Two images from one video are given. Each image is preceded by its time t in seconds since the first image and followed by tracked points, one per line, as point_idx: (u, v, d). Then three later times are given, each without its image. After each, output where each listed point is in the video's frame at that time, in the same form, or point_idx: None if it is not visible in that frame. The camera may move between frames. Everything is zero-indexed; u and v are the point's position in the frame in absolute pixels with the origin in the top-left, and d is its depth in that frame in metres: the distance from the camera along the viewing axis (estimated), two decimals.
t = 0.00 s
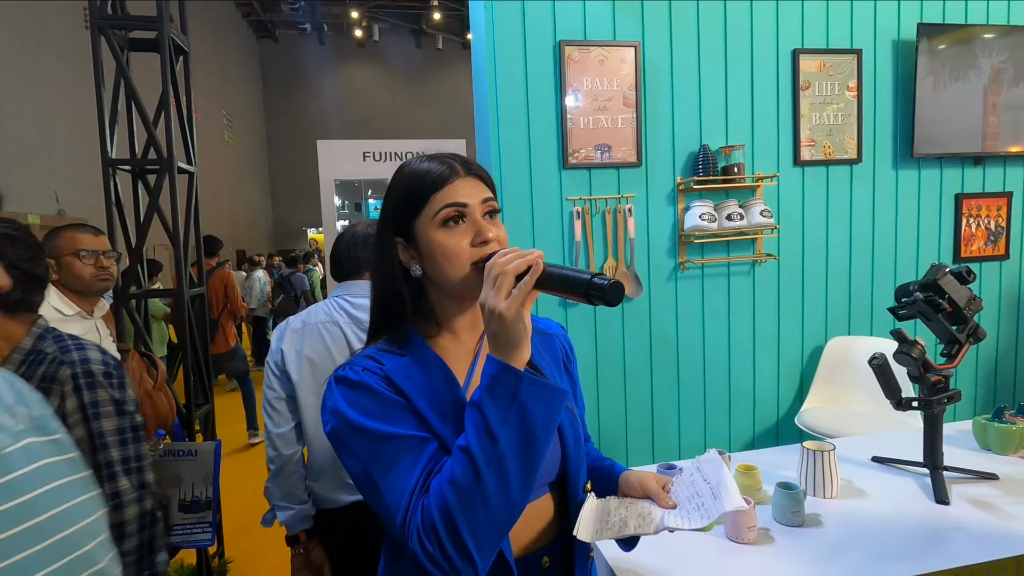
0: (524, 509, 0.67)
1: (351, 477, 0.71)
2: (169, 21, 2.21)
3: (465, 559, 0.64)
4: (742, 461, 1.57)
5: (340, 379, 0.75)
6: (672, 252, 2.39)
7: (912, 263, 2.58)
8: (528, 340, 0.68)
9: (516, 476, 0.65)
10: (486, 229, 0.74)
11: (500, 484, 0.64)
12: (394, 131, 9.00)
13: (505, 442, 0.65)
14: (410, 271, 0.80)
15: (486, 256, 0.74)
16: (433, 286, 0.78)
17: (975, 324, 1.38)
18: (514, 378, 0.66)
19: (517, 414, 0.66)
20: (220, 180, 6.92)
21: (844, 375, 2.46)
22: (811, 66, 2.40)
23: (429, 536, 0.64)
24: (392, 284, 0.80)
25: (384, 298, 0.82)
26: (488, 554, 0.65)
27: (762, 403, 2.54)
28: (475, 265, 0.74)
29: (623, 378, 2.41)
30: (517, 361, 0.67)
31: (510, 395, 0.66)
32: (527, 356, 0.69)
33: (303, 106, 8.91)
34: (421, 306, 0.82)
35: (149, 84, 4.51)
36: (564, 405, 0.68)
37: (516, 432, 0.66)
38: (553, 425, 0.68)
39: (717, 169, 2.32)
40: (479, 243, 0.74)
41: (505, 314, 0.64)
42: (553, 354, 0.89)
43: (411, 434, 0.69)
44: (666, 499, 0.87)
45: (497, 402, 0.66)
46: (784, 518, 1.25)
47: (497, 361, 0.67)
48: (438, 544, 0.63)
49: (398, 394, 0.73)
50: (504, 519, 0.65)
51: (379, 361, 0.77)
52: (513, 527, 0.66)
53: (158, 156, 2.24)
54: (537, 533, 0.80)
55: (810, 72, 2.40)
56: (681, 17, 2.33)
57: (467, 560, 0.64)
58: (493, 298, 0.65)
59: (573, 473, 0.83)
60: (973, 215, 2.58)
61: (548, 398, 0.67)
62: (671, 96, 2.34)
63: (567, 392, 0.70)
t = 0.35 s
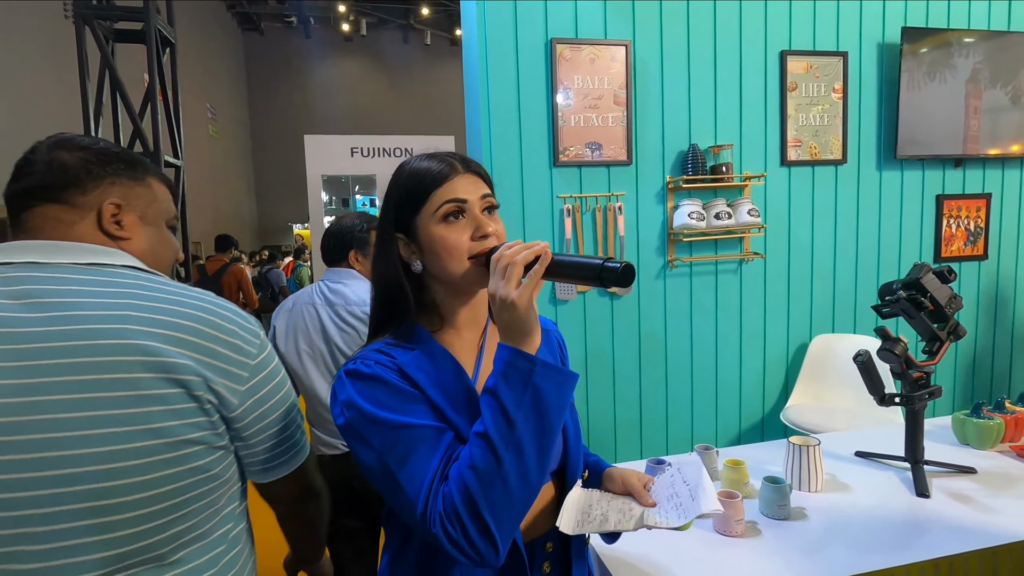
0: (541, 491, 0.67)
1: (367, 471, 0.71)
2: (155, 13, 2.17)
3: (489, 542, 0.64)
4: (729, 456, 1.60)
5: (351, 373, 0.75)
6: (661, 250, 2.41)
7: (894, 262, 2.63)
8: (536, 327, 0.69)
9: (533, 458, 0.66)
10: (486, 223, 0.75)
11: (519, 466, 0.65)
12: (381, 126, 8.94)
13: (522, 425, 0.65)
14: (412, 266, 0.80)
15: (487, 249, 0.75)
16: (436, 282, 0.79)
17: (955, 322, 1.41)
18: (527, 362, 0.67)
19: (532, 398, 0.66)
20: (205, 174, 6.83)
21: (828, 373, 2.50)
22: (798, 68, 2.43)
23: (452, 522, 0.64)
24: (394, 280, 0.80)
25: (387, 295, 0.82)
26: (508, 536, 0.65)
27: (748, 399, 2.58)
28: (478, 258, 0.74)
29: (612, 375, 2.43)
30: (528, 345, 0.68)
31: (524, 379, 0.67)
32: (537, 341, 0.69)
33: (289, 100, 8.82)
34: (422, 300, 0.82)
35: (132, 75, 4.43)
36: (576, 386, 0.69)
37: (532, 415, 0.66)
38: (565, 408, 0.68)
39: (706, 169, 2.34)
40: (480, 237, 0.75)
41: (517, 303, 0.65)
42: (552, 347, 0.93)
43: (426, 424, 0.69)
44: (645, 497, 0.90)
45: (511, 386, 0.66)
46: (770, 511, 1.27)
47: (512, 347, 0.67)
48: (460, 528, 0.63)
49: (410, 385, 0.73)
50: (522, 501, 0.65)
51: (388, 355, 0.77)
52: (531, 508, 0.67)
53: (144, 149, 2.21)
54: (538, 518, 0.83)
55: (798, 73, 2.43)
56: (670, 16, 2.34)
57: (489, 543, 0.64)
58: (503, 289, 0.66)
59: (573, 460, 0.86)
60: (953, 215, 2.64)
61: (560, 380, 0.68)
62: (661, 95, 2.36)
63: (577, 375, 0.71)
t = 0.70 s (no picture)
0: (548, 454, 0.68)
1: (381, 448, 0.71)
2: (138, 10, 2.15)
3: (499, 505, 0.64)
4: (714, 450, 1.63)
5: (363, 355, 0.76)
6: (647, 249, 2.44)
7: (872, 261, 2.70)
8: (530, 289, 0.70)
9: (537, 418, 0.66)
10: (481, 200, 0.76)
11: (524, 427, 0.65)
12: (365, 126, 8.90)
13: (525, 385, 0.66)
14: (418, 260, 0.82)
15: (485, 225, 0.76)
16: (441, 271, 0.80)
17: (930, 318, 1.45)
18: (526, 321, 0.68)
19: (532, 358, 0.68)
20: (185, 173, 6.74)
21: (808, 370, 2.55)
22: (779, 70, 2.48)
23: (463, 486, 0.64)
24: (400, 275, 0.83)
25: (395, 292, 0.85)
26: (519, 500, 0.66)
27: (732, 396, 2.62)
28: (476, 233, 0.75)
29: (598, 373, 2.45)
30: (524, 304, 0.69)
31: (523, 339, 0.68)
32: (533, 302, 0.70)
33: (271, 98, 8.73)
34: (428, 293, 0.84)
35: (111, 72, 4.36)
36: (576, 347, 0.70)
37: (534, 375, 0.67)
38: (566, 368, 0.69)
39: (690, 169, 2.38)
40: (475, 214, 0.76)
41: (509, 262, 0.67)
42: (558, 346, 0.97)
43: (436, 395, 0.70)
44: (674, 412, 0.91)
45: (510, 347, 0.67)
46: (753, 504, 1.30)
47: (507, 310, 0.68)
48: (471, 491, 0.64)
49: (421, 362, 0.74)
50: (531, 462, 0.66)
51: (400, 338, 0.78)
52: (540, 470, 0.67)
53: (126, 148, 2.18)
54: (545, 515, 0.83)
55: (779, 76, 2.48)
56: (655, 19, 2.37)
57: (501, 506, 0.65)
58: (494, 251, 0.68)
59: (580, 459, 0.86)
60: (929, 215, 2.71)
61: (559, 339, 0.69)
62: (645, 97, 2.39)
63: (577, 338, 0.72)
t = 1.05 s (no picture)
0: (470, 466, 0.67)
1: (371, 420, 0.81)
2: (141, 7, 2.15)
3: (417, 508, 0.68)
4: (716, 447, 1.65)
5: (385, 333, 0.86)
6: (647, 247, 2.46)
7: (871, 260, 2.72)
8: (472, 293, 0.69)
9: (453, 429, 0.67)
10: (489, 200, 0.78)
11: (441, 436, 0.66)
12: (362, 123, 8.91)
13: (446, 394, 0.67)
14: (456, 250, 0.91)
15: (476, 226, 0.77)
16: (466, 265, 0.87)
17: (928, 317, 1.47)
18: (450, 327, 0.68)
19: (455, 365, 0.67)
20: (182, 171, 6.72)
21: (807, 368, 2.58)
22: (779, 71, 2.50)
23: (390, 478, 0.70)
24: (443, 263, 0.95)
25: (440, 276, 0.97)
26: (436, 506, 0.68)
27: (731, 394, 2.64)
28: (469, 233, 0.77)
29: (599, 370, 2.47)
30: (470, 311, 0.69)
31: (449, 346, 0.68)
32: (477, 308, 0.69)
33: (268, 95, 8.72)
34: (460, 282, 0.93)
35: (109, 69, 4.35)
36: (509, 358, 0.68)
37: (457, 383, 0.67)
38: (496, 379, 0.68)
39: (691, 168, 2.39)
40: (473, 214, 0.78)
41: (446, 262, 0.69)
42: (591, 358, 0.93)
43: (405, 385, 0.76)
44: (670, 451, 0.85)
45: (440, 354, 0.68)
46: (754, 499, 1.32)
47: (449, 313, 0.69)
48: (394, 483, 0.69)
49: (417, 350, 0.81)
50: (449, 471, 0.67)
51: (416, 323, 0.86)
52: (463, 480, 0.68)
53: (130, 145, 2.18)
54: (540, 522, 0.83)
55: (779, 76, 2.50)
56: (656, 19, 2.39)
57: (416, 506, 0.68)
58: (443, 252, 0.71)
59: (582, 475, 0.84)
60: (926, 215, 2.74)
61: (488, 349, 0.68)
62: (647, 96, 2.40)
63: (515, 352, 0.69)
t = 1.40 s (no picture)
0: (456, 484, 0.71)
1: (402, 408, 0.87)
2: (159, 5, 2.15)
3: (414, 506, 0.75)
4: (733, 448, 1.65)
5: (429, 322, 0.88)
6: (660, 247, 2.46)
7: (885, 261, 2.71)
8: (470, 315, 0.68)
9: (442, 449, 0.70)
10: (526, 210, 0.78)
11: (432, 451, 0.71)
12: (369, 122, 8.93)
13: (437, 413, 0.69)
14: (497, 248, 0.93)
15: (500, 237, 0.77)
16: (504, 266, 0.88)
17: (950, 318, 1.46)
18: (444, 347, 0.69)
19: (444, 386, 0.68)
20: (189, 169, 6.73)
21: (819, 369, 2.56)
22: (794, 70, 2.49)
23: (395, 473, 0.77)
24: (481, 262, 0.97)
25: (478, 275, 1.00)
26: (427, 509, 0.74)
27: (743, 395, 2.64)
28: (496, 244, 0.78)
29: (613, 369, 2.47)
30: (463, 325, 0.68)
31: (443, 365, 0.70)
32: (473, 330, 0.68)
33: (276, 94, 8.75)
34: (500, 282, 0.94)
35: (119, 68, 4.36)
36: (494, 390, 0.67)
37: (446, 404, 0.68)
38: (481, 409, 0.67)
39: (705, 168, 2.39)
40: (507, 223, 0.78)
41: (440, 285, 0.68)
42: (626, 377, 0.87)
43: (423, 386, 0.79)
44: (682, 516, 0.79)
45: (438, 372, 0.70)
46: (775, 500, 1.32)
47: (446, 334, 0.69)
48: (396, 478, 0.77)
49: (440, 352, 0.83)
50: (437, 485, 0.72)
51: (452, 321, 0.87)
52: (450, 495, 0.72)
53: (147, 143, 2.19)
54: (553, 531, 0.82)
55: (794, 76, 2.49)
56: (671, 18, 2.38)
57: (410, 505, 0.75)
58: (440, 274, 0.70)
59: (592, 494, 0.80)
60: (941, 216, 2.72)
61: (474, 376, 0.67)
62: (662, 95, 2.40)
63: (504, 382, 0.68)
